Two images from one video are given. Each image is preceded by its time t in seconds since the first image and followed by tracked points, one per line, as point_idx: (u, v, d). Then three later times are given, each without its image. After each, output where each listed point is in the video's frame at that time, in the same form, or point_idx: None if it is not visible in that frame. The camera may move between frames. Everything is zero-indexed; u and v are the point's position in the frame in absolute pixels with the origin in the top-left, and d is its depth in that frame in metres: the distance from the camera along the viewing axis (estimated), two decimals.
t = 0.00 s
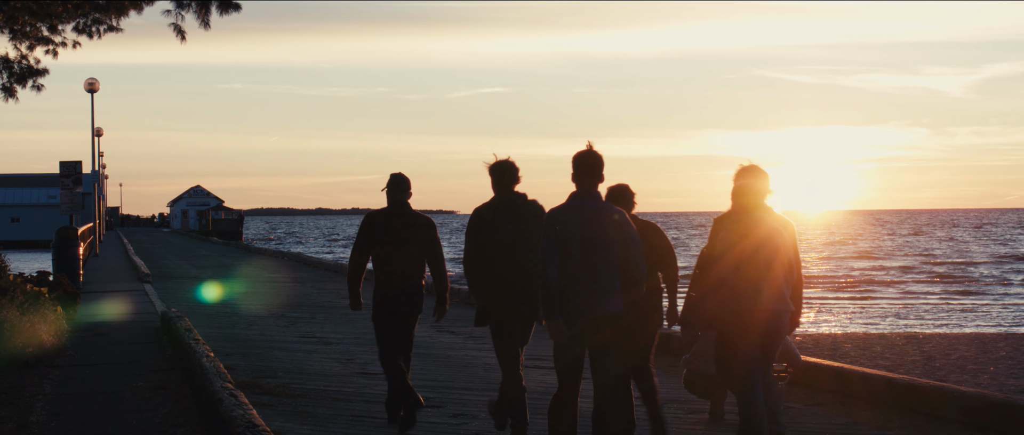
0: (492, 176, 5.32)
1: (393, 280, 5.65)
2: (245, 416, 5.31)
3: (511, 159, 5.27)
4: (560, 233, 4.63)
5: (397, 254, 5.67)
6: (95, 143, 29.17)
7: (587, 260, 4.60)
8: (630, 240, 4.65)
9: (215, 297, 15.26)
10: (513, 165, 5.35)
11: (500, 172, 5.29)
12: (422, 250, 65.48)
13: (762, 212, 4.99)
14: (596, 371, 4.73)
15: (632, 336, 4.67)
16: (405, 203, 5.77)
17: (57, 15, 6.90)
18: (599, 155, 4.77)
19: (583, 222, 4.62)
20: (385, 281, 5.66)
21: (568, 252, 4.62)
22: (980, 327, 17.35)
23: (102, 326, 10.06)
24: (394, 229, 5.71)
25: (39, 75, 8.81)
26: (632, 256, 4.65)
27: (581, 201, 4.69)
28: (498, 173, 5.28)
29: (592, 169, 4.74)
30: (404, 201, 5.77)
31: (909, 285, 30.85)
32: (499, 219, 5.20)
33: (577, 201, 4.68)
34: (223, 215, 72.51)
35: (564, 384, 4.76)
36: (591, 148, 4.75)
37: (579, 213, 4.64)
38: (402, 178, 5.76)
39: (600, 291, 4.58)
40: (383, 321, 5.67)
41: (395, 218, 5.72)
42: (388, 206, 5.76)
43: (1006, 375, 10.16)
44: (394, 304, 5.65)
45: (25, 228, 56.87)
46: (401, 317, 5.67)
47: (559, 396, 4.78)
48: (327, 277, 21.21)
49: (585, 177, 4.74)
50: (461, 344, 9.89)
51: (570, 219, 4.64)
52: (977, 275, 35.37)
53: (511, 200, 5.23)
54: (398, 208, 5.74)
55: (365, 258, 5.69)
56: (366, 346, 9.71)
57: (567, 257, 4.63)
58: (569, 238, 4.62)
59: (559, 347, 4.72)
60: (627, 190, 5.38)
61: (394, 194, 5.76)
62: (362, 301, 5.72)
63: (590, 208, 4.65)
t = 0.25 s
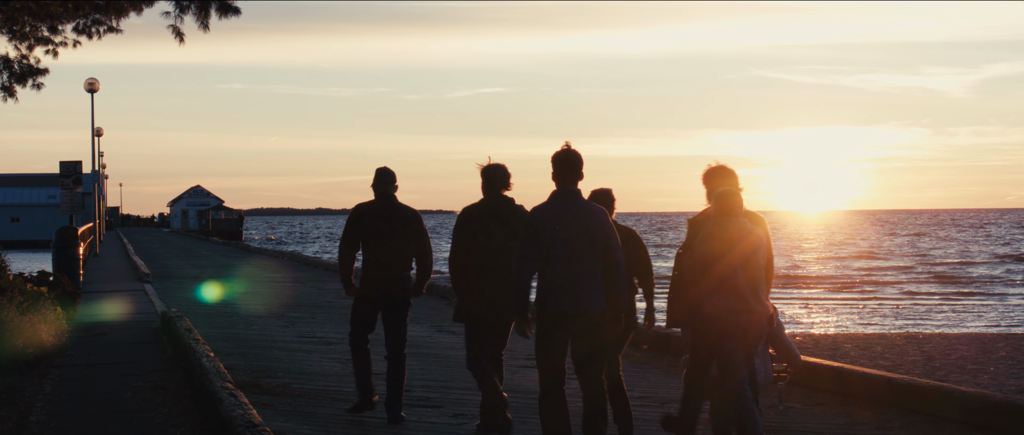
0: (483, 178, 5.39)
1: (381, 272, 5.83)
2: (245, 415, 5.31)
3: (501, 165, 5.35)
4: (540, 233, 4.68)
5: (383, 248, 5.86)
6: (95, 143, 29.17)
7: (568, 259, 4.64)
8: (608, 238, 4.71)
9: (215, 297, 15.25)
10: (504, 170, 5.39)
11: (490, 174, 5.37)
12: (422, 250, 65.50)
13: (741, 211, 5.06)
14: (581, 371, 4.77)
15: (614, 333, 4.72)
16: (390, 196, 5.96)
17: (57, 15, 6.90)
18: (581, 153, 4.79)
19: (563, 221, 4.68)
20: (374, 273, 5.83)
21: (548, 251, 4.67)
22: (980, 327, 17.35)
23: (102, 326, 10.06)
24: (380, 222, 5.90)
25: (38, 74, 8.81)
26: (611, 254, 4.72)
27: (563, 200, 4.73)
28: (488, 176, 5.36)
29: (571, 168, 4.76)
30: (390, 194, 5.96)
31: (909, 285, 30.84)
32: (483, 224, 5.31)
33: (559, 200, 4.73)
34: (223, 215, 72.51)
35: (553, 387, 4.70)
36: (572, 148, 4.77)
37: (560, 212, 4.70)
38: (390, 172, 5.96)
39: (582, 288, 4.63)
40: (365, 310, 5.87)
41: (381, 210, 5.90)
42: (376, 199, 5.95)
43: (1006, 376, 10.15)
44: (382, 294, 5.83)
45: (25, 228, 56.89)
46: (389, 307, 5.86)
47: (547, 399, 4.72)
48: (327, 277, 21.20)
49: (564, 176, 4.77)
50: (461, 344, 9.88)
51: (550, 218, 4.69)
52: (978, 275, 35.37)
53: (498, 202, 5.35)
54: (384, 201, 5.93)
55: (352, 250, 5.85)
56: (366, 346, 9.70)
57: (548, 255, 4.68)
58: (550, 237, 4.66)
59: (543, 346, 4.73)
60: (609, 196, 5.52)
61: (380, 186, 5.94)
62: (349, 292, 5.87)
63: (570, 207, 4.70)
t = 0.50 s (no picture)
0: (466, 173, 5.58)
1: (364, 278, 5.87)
2: (245, 416, 5.31)
3: (484, 158, 5.56)
4: (526, 229, 4.85)
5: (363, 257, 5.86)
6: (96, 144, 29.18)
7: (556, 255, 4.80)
8: (595, 238, 4.85)
9: (215, 297, 15.25)
10: (481, 160, 5.60)
11: (472, 168, 5.56)
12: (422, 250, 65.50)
13: (724, 211, 5.16)
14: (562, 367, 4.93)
15: (599, 331, 4.89)
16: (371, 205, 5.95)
17: (57, 16, 6.90)
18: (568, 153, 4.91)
19: (552, 220, 4.82)
20: (357, 280, 5.87)
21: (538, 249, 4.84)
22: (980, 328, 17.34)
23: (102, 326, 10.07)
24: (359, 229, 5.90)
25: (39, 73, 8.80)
26: (599, 254, 4.87)
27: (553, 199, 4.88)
28: (471, 169, 5.56)
29: (560, 169, 4.90)
30: (370, 203, 5.94)
31: (910, 285, 30.84)
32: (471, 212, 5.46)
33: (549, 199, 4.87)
34: (223, 216, 72.50)
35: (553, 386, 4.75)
36: (560, 149, 4.89)
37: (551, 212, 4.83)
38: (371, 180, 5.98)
39: (572, 283, 4.77)
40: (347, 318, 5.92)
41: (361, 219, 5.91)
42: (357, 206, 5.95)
43: (1006, 376, 10.15)
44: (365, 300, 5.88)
45: (25, 228, 56.88)
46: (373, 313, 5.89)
47: (546, 394, 4.78)
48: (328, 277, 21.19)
49: (554, 178, 4.90)
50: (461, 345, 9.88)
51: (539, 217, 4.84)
52: (978, 275, 35.38)
53: (483, 196, 5.49)
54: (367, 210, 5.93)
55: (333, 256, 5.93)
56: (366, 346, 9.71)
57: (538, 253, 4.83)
58: (537, 235, 4.82)
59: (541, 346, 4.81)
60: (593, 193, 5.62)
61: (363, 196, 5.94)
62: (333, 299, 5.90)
63: (560, 207, 4.85)
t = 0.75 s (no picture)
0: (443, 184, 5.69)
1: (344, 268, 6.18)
2: (245, 416, 5.31)
3: (458, 169, 5.66)
4: (520, 233, 4.96)
5: (344, 248, 6.19)
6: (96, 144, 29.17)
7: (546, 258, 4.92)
8: (585, 246, 4.95)
9: (215, 297, 15.26)
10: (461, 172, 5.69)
11: (449, 178, 5.66)
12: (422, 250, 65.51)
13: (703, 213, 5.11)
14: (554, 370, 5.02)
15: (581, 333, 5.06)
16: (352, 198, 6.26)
17: (57, 16, 6.90)
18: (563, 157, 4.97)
19: (543, 224, 4.93)
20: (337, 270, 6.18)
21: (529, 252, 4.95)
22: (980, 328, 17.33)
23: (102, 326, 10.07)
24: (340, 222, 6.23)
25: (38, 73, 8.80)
26: (588, 257, 4.97)
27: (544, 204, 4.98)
28: (448, 179, 5.66)
29: (557, 174, 4.96)
30: (352, 196, 6.26)
31: (910, 285, 30.85)
32: (454, 224, 5.60)
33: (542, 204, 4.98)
34: (223, 216, 72.49)
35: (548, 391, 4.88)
36: (556, 153, 4.96)
37: (544, 215, 4.94)
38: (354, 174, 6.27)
39: (561, 286, 4.89)
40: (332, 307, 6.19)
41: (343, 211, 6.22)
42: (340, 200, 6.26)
43: (1006, 376, 10.16)
44: (346, 290, 6.17)
45: (25, 228, 56.87)
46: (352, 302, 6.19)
47: (545, 399, 4.90)
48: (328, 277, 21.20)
49: (549, 183, 4.97)
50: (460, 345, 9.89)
51: (532, 220, 4.95)
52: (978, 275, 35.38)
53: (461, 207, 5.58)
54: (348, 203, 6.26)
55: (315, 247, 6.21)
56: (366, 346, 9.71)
57: (529, 255, 4.94)
58: (530, 238, 4.94)
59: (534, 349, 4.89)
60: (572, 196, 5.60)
61: (347, 189, 6.25)
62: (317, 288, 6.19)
63: (553, 211, 4.95)
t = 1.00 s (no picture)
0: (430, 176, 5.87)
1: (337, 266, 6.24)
2: (245, 416, 5.31)
3: (446, 161, 5.82)
4: (510, 230, 5.15)
5: (337, 247, 6.25)
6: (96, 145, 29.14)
7: (536, 254, 5.11)
8: (574, 242, 5.14)
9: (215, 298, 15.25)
10: (449, 167, 5.86)
11: (437, 171, 5.84)
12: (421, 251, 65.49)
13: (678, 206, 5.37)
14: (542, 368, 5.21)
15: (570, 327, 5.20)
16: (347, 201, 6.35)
17: (58, 16, 6.89)
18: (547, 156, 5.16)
19: (532, 221, 5.12)
20: (330, 269, 6.25)
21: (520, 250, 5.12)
22: (981, 329, 17.30)
23: (102, 326, 10.08)
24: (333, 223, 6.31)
25: (39, 74, 8.80)
26: (577, 256, 5.13)
27: (531, 201, 5.17)
28: (435, 171, 5.84)
29: (543, 172, 5.20)
30: (348, 196, 6.35)
31: (910, 286, 30.86)
32: (437, 214, 5.73)
33: (529, 201, 5.17)
34: (223, 216, 72.50)
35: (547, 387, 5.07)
36: (540, 151, 5.20)
37: (534, 212, 5.13)
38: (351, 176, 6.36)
39: (552, 282, 5.09)
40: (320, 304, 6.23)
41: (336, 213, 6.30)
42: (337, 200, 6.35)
43: (1006, 377, 10.16)
44: (337, 288, 6.21)
45: (25, 229, 56.87)
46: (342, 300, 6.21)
47: (545, 400, 5.07)
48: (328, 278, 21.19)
49: (534, 181, 5.20)
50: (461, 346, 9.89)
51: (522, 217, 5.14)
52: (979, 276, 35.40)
53: (449, 200, 5.75)
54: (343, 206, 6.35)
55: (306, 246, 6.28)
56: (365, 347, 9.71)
57: (518, 252, 5.12)
58: (521, 236, 5.12)
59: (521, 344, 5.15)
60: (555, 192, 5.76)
61: (342, 192, 6.33)
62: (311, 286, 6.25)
63: (540, 207, 5.15)
